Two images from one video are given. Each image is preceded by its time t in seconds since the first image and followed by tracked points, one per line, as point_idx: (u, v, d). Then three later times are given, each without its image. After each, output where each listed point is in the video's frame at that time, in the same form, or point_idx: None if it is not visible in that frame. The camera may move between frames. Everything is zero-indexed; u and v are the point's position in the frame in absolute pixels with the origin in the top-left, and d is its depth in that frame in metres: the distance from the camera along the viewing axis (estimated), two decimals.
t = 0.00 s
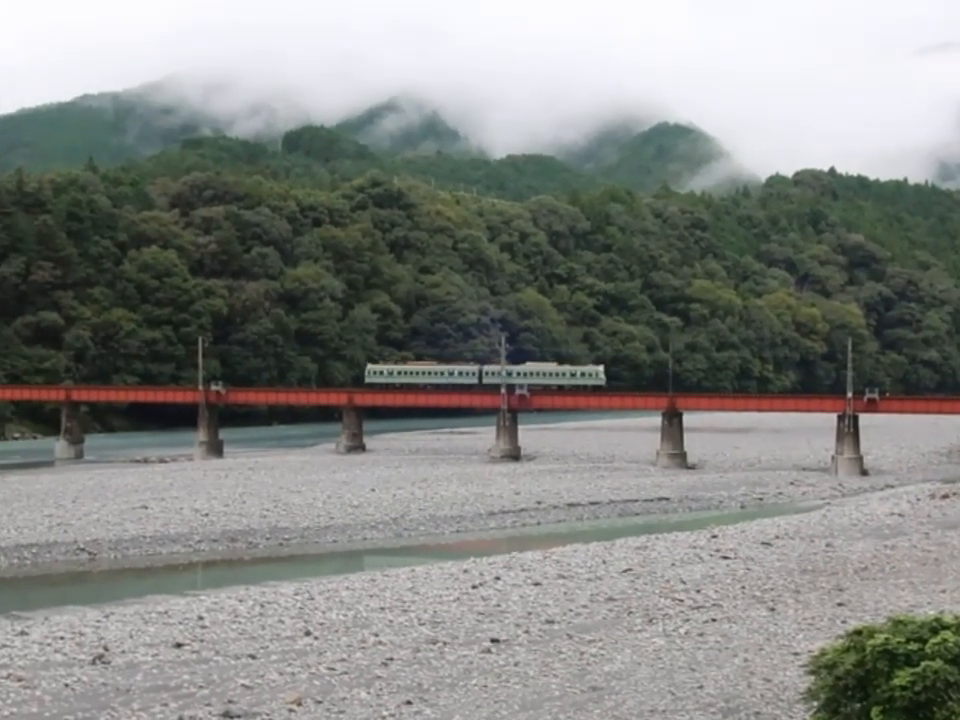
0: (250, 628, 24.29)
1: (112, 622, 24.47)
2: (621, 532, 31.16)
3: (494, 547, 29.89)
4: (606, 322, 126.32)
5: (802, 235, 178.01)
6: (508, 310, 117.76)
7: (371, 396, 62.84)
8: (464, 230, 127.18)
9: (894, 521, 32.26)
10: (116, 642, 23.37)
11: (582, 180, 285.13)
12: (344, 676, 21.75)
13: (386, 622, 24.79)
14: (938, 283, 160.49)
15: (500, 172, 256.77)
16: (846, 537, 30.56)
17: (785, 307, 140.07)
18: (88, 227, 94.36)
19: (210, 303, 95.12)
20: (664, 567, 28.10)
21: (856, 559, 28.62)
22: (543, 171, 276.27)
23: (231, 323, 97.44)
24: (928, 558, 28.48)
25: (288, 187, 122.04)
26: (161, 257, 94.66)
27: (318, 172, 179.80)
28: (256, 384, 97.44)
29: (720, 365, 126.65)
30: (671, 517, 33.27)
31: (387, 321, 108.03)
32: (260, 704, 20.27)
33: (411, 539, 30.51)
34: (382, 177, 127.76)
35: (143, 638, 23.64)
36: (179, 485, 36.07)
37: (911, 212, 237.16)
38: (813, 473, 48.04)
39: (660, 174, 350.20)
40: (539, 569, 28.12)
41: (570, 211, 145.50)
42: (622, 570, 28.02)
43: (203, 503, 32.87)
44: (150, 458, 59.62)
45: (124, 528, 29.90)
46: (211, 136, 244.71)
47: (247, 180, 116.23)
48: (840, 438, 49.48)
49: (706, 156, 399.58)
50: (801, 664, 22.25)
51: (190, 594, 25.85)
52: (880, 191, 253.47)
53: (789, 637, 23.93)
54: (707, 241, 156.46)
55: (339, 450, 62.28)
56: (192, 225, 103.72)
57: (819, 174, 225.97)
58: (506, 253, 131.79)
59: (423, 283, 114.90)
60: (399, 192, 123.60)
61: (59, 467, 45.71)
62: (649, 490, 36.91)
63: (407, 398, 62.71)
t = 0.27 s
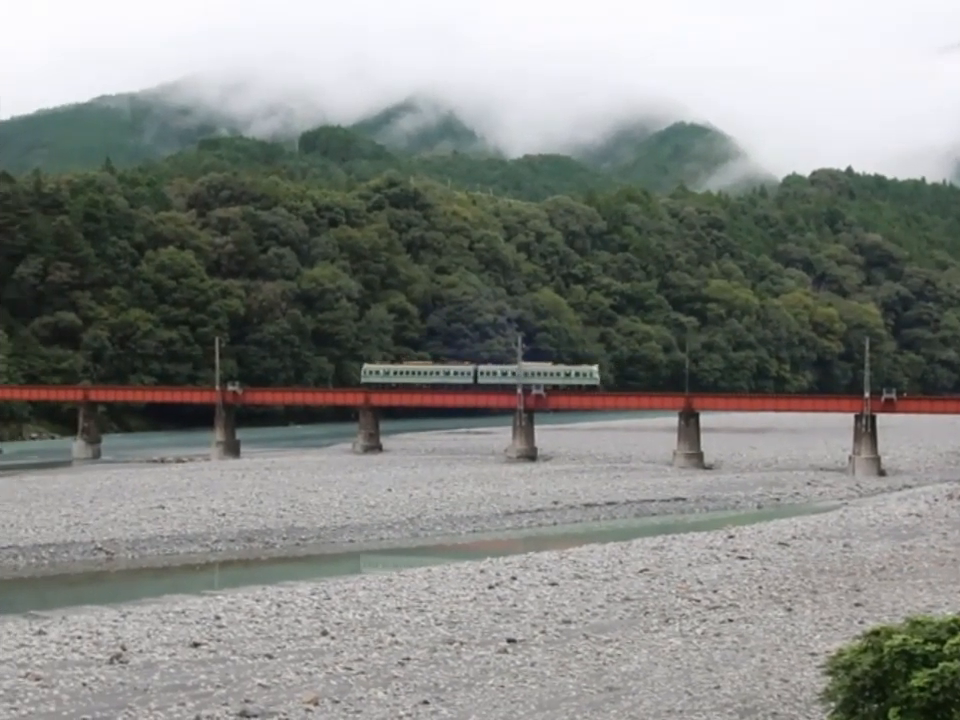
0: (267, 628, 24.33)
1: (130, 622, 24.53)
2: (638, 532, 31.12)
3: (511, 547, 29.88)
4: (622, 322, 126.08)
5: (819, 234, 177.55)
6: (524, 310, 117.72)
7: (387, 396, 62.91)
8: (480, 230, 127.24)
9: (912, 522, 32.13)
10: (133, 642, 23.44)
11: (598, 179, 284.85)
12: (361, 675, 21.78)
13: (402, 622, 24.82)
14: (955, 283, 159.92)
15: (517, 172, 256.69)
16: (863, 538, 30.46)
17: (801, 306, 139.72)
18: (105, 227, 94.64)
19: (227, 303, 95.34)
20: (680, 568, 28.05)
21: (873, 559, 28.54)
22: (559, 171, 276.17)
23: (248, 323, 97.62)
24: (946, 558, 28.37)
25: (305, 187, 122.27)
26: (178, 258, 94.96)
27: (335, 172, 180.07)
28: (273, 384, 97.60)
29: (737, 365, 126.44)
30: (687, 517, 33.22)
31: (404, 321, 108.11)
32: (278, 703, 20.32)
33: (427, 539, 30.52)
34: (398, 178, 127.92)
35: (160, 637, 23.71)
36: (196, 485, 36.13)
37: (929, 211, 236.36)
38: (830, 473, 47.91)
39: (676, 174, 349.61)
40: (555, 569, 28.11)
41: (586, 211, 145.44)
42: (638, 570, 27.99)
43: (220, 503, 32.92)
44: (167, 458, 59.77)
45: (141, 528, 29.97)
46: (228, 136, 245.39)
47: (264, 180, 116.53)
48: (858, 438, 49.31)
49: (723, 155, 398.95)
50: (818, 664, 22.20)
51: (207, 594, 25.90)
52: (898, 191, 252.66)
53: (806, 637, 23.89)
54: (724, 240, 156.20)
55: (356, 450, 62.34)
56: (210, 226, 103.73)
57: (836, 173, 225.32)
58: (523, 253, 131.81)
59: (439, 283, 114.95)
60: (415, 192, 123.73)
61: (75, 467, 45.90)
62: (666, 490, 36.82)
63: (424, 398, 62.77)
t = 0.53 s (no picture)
0: (289, 628, 24.40)
1: (153, 621, 24.63)
2: (659, 532, 31.08)
3: (533, 547, 29.88)
4: (645, 322, 125.80)
5: (842, 234, 176.89)
6: (546, 311, 117.65)
7: (409, 396, 62.97)
8: (502, 230, 127.35)
9: (935, 523, 31.97)
10: (156, 640, 23.55)
11: (620, 180, 284.40)
12: (383, 675, 21.82)
13: (424, 622, 24.84)
14: None
15: (539, 172, 256.55)
16: (887, 539, 30.30)
17: (825, 307, 139.24)
18: (129, 228, 95.06)
19: (249, 303, 95.61)
20: (702, 569, 27.98)
21: (896, 560, 28.42)
22: (581, 171, 275.89)
23: (270, 323, 97.87)
24: None
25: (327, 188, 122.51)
26: (201, 258, 95.33)
27: (357, 173, 180.47)
28: (295, 384, 97.82)
29: (759, 366, 126.23)
30: (710, 517, 33.16)
31: (426, 321, 108.20)
32: (301, 702, 20.35)
33: (449, 539, 30.51)
34: (420, 178, 128.08)
35: (183, 636, 23.81)
36: (219, 485, 36.19)
37: (953, 212, 235.17)
38: (852, 473, 47.73)
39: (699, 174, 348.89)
40: (578, 569, 28.10)
41: (608, 211, 145.33)
42: (661, 570, 27.96)
43: (243, 503, 32.99)
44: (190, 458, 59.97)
45: (164, 527, 30.06)
46: (250, 136, 246.08)
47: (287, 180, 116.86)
48: (881, 439, 49.07)
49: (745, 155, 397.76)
50: (841, 666, 22.12)
51: (230, 593, 25.97)
52: (922, 191, 251.46)
53: (829, 639, 23.83)
54: (746, 240, 155.78)
55: (378, 450, 62.35)
56: (232, 226, 104.20)
57: (860, 173, 224.42)
58: (545, 253, 131.83)
59: (461, 283, 115.02)
60: (437, 193, 123.90)
61: (98, 467, 46.10)
62: (689, 491, 36.74)
63: (446, 398, 62.80)
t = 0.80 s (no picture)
0: (315, 627, 24.46)
1: (180, 620, 24.72)
2: (685, 533, 30.99)
3: (558, 547, 29.84)
4: (670, 322, 125.42)
5: (869, 234, 176.06)
6: (572, 310, 117.53)
7: (435, 396, 63.02)
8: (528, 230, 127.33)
9: None
10: (183, 639, 23.66)
11: (646, 179, 283.83)
12: (409, 674, 21.84)
13: (450, 622, 24.85)
14: None
15: (564, 172, 256.33)
16: (914, 539, 30.14)
17: (852, 306, 138.58)
18: (155, 228, 95.52)
19: (275, 303, 95.87)
20: (729, 569, 27.89)
21: (924, 561, 28.26)
22: (606, 170, 275.53)
23: (296, 324, 98.17)
24: None
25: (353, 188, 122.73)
26: (228, 258, 95.70)
27: (383, 173, 180.75)
28: (321, 384, 98.01)
29: (786, 365, 125.90)
30: (737, 517, 33.07)
31: (451, 321, 108.26)
32: (326, 702, 20.40)
33: (475, 539, 30.51)
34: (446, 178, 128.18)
35: (209, 635, 23.90)
36: (245, 484, 36.27)
37: None
38: (879, 474, 47.49)
39: (724, 174, 347.86)
40: (603, 569, 28.07)
41: (634, 210, 145.12)
42: (686, 570, 27.90)
43: (269, 503, 33.09)
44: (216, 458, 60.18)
45: (190, 527, 30.16)
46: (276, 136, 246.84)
47: (313, 181, 117.15)
48: (909, 439, 48.83)
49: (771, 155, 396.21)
50: (869, 667, 22.03)
51: (257, 592, 26.04)
52: (950, 190, 249.91)
53: (857, 640, 23.75)
54: (772, 240, 155.29)
55: (403, 451, 62.39)
56: (258, 227, 104.58)
57: (887, 171, 223.22)
58: (570, 253, 131.75)
59: (487, 282, 115.04)
60: (463, 193, 124.01)
61: (124, 467, 46.31)
62: (715, 491, 36.63)
63: (472, 398, 62.83)
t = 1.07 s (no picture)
0: (339, 626, 24.52)
1: (203, 619, 24.82)
2: (708, 533, 30.90)
3: (581, 547, 29.79)
4: (693, 322, 124.76)
5: (894, 233, 175.27)
6: (595, 309, 117.36)
7: (457, 396, 63.03)
8: (551, 229, 127.26)
9: None
10: (207, 638, 23.74)
11: (669, 178, 283.25)
12: (432, 674, 21.86)
13: (473, 621, 24.85)
14: None
15: (587, 171, 256.12)
16: (939, 539, 29.95)
17: (876, 305, 137.92)
18: (179, 229, 96.02)
19: (298, 303, 96.13)
20: (753, 569, 27.81)
21: (949, 561, 28.11)
22: (629, 170, 275.10)
23: (319, 324, 98.54)
24: None
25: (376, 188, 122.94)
26: (251, 258, 96.10)
27: (406, 173, 180.93)
28: (344, 383, 98.13)
29: (810, 364, 125.44)
30: (762, 517, 32.95)
31: (474, 321, 108.22)
32: (350, 701, 20.43)
33: (498, 539, 30.49)
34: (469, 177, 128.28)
35: (233, 634, 23.98)
36: (270, 484, 36.26)
37: None
38: (902, 473, 47.24)
39: (748, 174, 346.86)
40: (626, 569, 28.01)
41: (656, 210, 144.93)
42: (710, 570, 27.82)
43: (292, 502, 33.16)
44: (239, 457, 60.32)
45: (214, 526, 30.25)
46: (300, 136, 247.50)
47: (336, 181, 117.44)
48: (933, 439, 48.60)
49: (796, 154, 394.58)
50: (894, 668, 21.95)
51: (280, 591, 26.11)
52: None
53: (881, 640, 23.68)
54: (796, 239, 154.83)
55: (426, 450, 62.42)
56: (281, 227, 104.95)
57: (912, 170, 222.27)
58: (593, 252, 131.70)
59: (510, 282, 115.01)
60: (485, 193, 124.12)
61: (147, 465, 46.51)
62: (738, 491, 36.53)
63: (494, 397, 62.71)
